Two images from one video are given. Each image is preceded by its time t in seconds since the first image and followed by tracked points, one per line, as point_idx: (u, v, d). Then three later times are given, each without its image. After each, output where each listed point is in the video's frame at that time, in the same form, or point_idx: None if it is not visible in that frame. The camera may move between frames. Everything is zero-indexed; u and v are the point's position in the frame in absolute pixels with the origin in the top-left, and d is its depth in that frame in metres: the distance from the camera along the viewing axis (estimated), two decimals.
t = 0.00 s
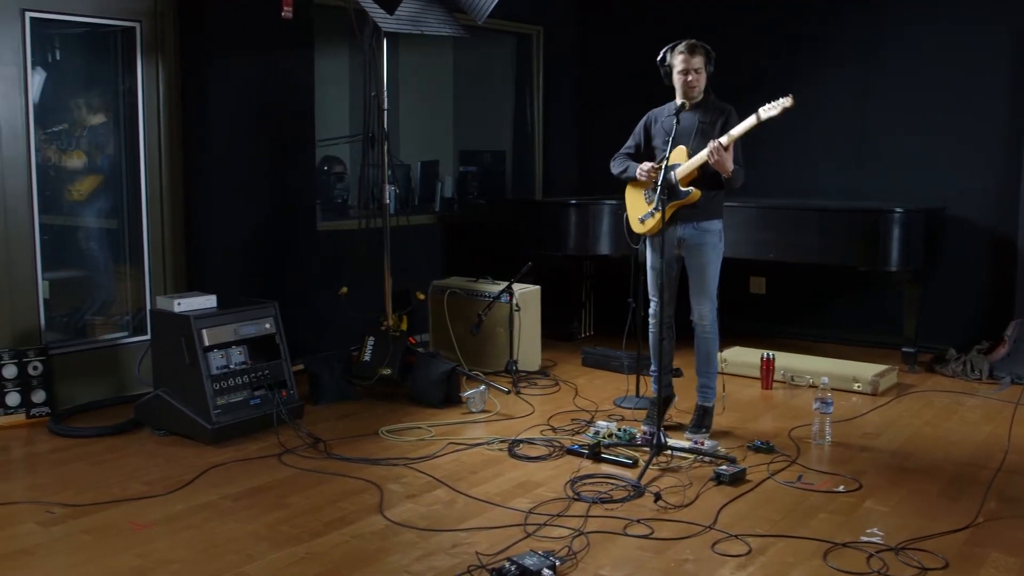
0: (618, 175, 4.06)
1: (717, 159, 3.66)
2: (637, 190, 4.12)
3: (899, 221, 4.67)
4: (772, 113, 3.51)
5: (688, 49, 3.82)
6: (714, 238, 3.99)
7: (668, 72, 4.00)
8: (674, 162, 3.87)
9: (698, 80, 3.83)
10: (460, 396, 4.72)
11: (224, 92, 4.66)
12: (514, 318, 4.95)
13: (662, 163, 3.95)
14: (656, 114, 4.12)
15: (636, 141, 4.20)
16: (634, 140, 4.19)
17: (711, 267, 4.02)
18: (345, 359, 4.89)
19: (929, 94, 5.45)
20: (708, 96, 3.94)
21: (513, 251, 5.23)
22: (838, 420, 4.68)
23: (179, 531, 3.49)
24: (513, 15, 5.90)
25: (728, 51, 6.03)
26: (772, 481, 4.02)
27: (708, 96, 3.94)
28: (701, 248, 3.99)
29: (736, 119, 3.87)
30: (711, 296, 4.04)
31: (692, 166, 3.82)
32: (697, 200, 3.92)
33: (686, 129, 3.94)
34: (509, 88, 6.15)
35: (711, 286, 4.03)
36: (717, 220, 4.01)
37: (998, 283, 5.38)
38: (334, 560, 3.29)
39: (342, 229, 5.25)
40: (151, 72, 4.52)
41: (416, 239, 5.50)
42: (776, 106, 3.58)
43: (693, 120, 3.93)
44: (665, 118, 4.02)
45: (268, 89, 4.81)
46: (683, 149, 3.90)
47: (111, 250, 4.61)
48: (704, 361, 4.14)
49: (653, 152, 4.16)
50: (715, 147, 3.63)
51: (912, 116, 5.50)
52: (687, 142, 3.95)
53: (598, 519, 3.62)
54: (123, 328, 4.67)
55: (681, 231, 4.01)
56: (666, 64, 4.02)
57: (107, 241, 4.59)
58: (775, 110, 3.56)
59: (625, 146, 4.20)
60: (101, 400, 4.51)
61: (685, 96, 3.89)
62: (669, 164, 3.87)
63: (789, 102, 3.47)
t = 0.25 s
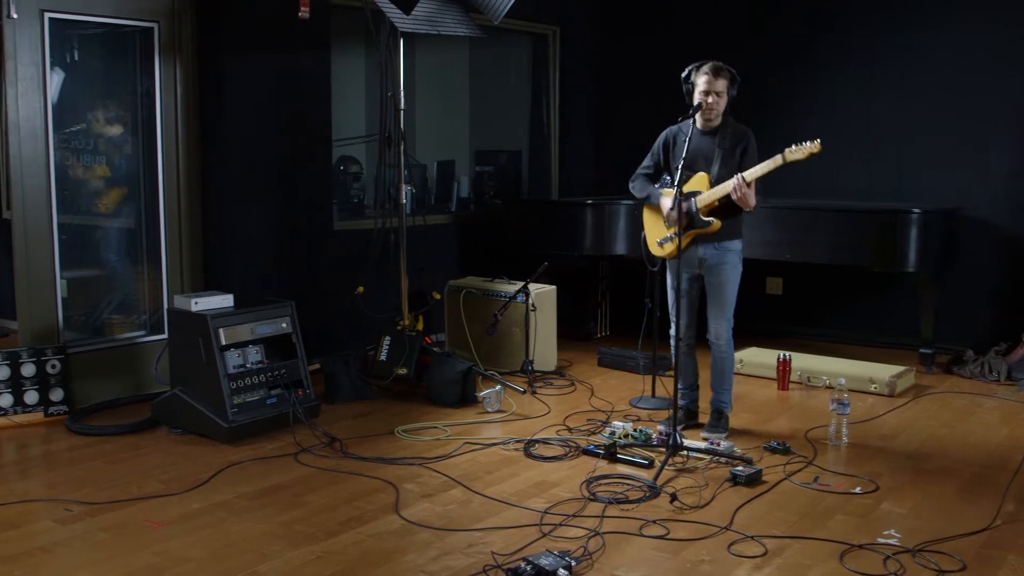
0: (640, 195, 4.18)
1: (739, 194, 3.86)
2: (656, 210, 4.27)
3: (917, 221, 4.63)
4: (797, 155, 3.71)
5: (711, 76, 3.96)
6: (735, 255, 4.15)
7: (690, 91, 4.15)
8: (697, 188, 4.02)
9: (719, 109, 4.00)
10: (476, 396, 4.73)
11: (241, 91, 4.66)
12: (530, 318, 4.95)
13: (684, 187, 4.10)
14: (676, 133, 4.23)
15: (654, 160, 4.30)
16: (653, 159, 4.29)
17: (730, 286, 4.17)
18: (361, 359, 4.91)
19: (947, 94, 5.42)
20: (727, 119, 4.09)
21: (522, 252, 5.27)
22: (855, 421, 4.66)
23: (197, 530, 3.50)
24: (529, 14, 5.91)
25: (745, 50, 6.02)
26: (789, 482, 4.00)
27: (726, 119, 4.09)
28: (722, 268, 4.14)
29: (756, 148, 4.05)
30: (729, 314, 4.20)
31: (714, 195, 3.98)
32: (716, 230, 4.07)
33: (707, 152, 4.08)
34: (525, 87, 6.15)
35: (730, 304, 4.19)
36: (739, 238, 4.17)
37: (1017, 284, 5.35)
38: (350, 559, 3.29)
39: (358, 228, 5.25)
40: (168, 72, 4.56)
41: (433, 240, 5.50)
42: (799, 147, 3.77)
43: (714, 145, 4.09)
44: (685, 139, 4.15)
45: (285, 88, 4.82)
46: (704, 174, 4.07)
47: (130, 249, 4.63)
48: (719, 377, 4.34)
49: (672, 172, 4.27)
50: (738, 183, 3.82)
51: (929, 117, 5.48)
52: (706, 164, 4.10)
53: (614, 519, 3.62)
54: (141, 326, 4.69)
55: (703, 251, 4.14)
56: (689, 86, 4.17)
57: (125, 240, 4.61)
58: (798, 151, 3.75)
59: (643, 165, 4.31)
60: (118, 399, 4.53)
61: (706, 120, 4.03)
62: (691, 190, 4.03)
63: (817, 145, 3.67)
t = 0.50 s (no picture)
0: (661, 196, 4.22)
1: (759, 195, 3.94)
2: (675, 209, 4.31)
3: (935, 222, 4.61)
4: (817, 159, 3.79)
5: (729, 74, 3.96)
6: (755, 253, 4.16)
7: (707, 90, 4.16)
8: (717, 189, 4.09)
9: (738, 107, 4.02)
10: (492, 396, 4.72)
11: (259, 91, 4.67)
12: (546, 318, 4.94)
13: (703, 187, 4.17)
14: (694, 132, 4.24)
15: (674, 158, 4.30)
16: (672, 157, 4.29)
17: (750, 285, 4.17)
18: (378, 358, 4.90)
19: (965, 94, 5.39)
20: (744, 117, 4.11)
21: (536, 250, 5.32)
22: (872, 422, 4.65)
23: (213, 529, 3.51)
24: (546, 14, 5.90)
25: (762, 50, 6.00)
26: (805, 483, 3.99)
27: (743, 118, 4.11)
28: (742, 266, 4.15)
29: (776, 145, 4.10)
30: (748, 311, 4.20)
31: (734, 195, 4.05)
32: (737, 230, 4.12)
33: (726, 152, 4.14)
34: (542, 87, 6.15)
35: (749, 302, 4.19)
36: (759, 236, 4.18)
37: None
38: (366, 558, 3.29)
39: (375, 228, 5.25)
40: (186, 72, 4.57)
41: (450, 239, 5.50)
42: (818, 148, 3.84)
43: (733, 144, 4.13)
44: (704, 138, 4.18)
45: (302, 88, 4.82)
46: (723, 173, 4.14)
47: (149, 248, 4.65)
48: (736, 374, 4.34)
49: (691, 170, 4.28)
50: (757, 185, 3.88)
51: (947, 117, 5.45)
52: (726, 164, 4.16)
53: (630, 519, 3.61)
54: (158, 325, 4.70)
55: (725, 249, 4.16)
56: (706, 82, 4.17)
57: (143, 239, 4.63)
58: (817, 153, 3.82)
59: (661, 164, 4.31)
60: (136, 397, 4.55)
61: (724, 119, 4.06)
62: (711, 191, 4.09)
63: (837, 146, 3.75)
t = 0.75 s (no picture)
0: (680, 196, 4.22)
1: (773, 201, 3.90)
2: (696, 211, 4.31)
3: (954, 223, 4.59)
4: (830, 165, 3.78)
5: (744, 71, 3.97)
6: (775, 254, 4.15)
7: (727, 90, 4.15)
8: (735, 191, 4.08)
9: (757, 106, 4.01)
10: (509, 396, 4.72)
11: (277, 91, 4.69)
12: (563, 318, 4.94)
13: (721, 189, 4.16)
14: (714, 132, 4.24)
15: (695, 159, 4.30)
16: (693, 158, 4.29)
17: (769, 287, 4.17)
18: (394, 358, 4.89)
19: (984, 94, 5.36)
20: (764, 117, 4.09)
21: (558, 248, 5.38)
22: (890, 424, 4.63)
23: (231, 527, 3.52)
24: (564, 14, 5.90)
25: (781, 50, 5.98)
26: (823, 485, 3.97)
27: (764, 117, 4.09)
28: (761, 267, 4.14)
29: (795, 145, 4.05)
30: (767, 313, 4.19)
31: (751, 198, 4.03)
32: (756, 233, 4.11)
33: (745, 153, 4.12)
34: (559, 87, 6.15)
35: (768, 304, 4.19)
36: (780, 237, 4.17)
37: None
38: (382, 557, 3.29)
39: (392, 228, 5.25)
40: (205, 72, 4.59)
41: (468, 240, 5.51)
42: (832, 153, 3.83)
43: (753, 144, 4.12)
44: (723, 138, 4.17)
45: (321, 88, 4.82)
46: (742, 175, 4.12)
47: (167, 247, 4.67)
48: (755, 374, 4.32)
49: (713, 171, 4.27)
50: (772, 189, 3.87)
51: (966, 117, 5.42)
52: (745, 165, 4.14)
53: (647, 520, 3.61)
54: (176, 324, 4.72)
55: (743, 249, 4.16)
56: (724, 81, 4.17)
57: (163, 239, 4.65)
58: (831, 158, 3.82)
59: (683, 165, 4.32)
60: (154, 396, 4.57)
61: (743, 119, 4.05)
62: (729, 194, 4.08)
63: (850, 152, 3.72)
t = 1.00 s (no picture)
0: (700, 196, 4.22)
1: (788, 202, 3.93)
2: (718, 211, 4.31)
3: (976, 223, 4.55)
4: (840, 167, 3.75)
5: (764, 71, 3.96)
6: (794, 255, 4.13)
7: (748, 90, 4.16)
8: (752, 192, 4.05)
9: (778, 106, 4.02)
10: (528, 396, 4.72)
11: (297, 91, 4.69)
12: (582, 318, 4.95)
13: (741, 189, 4.13)
14: (736, 131, 4.24)
15: (718, 158, 4.30)
16: (716, 158, 4.29)
17: (789, 290, 4.15)
18: (413, 358, 4.88)
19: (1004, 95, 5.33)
20: (786, 117, 4.10)
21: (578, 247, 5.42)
22: (910, 425, 4.60)
23: (250, 525, 3.53)
24: (583, 15, 5.90)
25: (800, 50, 5.96)
26: (843, 486, 3.96)
27: (785, 118, 4.09)
28: (780, 269, 4.12)
29: (816, 145, 4.03)
30: (787, 315, 4.18)
31: (769, 199, 4.00)
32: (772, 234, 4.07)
33: (765, 154, 4.11)
34: (578, 87, 6.15)
35: (788, 306, 4.17)
36: (799, 238, 4.14)
37: None
38: (401, 557, 3.30)
39: (411, 228, 5.26)
40: (226, 73, 4.60)
41: (487, 240, 5.51)
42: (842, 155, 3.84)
43: (773, 144, 4.11)
44: (745, 138, 4.17)
45: (340, 88, 4.83)
46: (761, 175, 4.11)
47: (188, 247, 4.69)
48: (775, 375, 4.31)
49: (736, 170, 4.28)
50: (783, 190, 3.87)
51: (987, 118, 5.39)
52: (766, 165, 4.12)
53: (666, 521, 3.60)
54: (197, 323, 4.73)
55: (762, 250, 4.14)
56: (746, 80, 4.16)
57: (183, 238, 4.67)
58: (841, 159, 3.83)
59: (706, 164, 4.32)
60: (174, 394, 4.59)
61: (764, 118, 4.06)
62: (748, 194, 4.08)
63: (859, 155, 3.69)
